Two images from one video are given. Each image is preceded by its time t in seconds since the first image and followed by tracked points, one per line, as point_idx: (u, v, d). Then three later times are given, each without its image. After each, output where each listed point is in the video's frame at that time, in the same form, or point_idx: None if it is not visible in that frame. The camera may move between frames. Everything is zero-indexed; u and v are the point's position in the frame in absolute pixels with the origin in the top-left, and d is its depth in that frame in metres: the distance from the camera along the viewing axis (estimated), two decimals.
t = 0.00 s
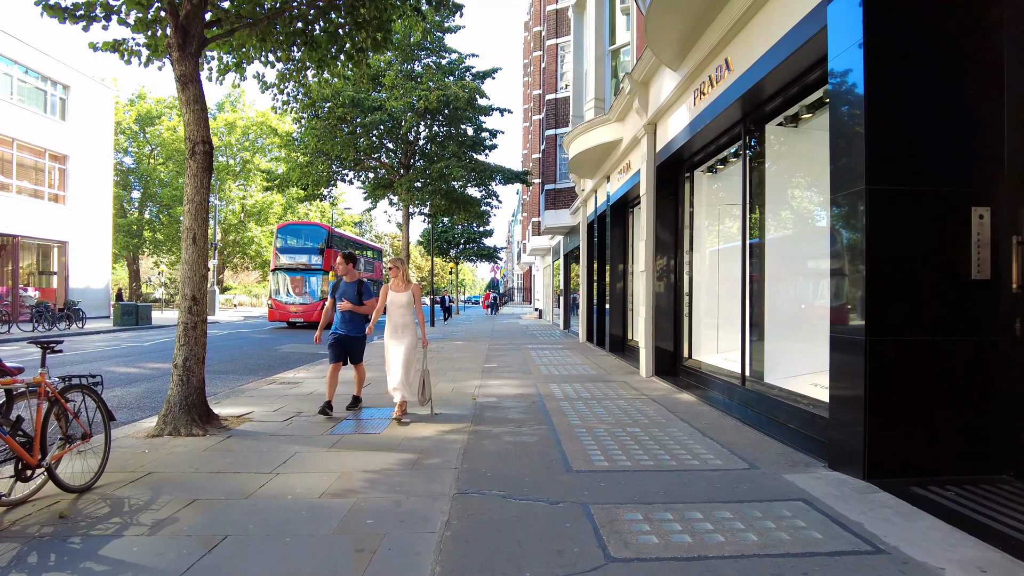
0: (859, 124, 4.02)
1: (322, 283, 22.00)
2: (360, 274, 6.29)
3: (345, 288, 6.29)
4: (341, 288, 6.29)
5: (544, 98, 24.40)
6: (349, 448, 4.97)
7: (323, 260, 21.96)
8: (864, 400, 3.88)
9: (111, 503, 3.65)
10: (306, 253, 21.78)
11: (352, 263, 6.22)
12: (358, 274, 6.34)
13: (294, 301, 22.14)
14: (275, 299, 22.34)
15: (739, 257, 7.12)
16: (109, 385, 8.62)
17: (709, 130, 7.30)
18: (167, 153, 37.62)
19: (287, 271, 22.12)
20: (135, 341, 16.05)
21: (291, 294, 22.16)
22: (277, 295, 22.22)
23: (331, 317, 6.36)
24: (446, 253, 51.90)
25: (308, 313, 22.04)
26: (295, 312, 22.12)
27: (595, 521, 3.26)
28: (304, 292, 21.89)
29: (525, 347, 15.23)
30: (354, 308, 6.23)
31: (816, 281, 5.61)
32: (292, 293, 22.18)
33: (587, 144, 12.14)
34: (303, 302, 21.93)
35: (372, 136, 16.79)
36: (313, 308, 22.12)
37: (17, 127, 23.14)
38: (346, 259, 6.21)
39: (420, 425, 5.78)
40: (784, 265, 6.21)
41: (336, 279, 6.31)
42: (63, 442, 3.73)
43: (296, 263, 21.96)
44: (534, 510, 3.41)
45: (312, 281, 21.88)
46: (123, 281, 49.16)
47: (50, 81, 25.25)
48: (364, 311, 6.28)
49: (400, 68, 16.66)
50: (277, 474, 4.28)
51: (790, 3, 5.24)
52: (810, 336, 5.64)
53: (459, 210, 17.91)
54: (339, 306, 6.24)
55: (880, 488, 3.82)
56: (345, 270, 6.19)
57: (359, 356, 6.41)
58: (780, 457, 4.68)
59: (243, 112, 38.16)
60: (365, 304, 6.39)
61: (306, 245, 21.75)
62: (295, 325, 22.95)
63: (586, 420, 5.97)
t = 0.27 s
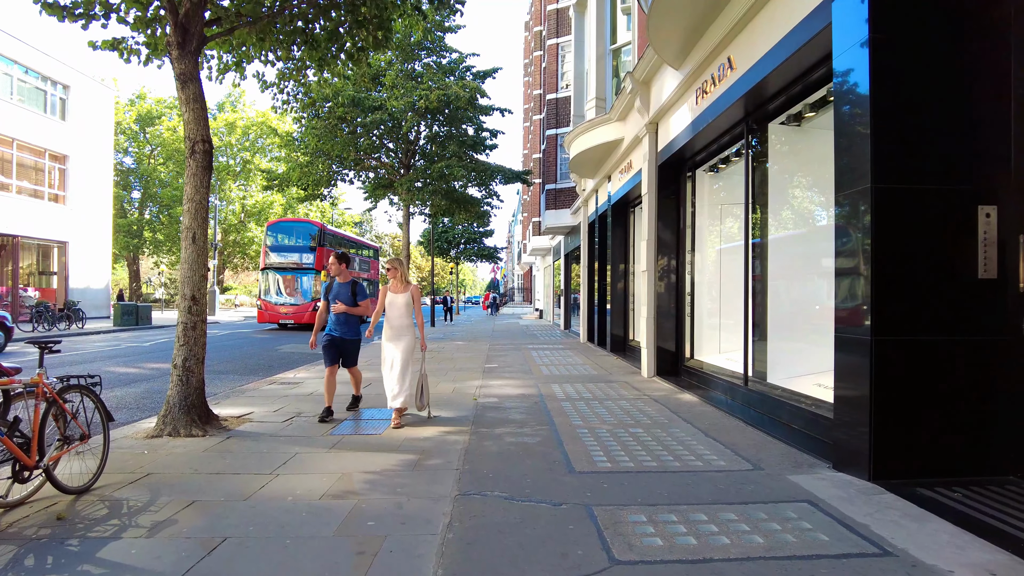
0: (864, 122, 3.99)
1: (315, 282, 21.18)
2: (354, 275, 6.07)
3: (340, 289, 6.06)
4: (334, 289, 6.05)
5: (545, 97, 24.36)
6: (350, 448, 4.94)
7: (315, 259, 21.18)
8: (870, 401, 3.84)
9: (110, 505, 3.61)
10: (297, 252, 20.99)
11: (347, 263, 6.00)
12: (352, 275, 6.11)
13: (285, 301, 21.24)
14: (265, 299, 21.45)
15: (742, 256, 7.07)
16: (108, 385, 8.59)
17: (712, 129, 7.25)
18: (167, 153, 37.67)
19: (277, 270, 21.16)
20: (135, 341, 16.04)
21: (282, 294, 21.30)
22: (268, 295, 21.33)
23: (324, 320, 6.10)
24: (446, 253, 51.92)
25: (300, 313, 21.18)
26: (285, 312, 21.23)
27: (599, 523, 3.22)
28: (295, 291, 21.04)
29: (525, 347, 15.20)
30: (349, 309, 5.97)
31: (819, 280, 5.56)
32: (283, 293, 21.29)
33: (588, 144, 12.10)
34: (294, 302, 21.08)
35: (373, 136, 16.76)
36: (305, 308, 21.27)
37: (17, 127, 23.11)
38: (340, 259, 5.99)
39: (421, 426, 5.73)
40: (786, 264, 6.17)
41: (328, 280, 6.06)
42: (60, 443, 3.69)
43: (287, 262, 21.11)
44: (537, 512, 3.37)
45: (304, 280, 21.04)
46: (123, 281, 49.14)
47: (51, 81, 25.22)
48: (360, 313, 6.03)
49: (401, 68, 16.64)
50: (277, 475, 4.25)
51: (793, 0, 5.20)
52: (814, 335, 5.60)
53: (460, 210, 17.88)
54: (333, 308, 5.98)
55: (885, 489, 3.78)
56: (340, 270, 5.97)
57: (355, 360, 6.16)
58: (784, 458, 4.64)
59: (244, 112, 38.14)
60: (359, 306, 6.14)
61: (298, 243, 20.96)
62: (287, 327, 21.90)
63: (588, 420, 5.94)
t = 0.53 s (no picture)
0: (868, 120, 3.96)
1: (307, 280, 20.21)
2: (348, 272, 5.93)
3: (334, 286, 5.87)
4: (329, 286, 5.86)
5: (545, 97, 24.35)
6: (350, 449, 4.90)
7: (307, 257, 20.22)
8: (875, 401, 3.81)
9: (108, 506, 3.58)
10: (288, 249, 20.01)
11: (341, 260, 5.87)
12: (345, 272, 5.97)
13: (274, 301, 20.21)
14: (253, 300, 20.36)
15: (744, 256, 7.03)
16: (107, 386, 8.55)
17: (714, 128, 7.22)
18: (167, 154, 37.71)
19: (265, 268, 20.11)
20: (135, 341, 16.03)
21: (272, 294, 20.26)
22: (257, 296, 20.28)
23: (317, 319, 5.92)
24: (447, 253, 51.91)
25: (291, 313, 20.19)
26: (275, 313, 20.19)
27: (601, 524, 3.19)
28: (286, 290, 20.01)
29: (526, 347, 15.17)
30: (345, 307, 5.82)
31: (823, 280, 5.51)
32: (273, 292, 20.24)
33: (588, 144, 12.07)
34: (285, 302, 20.08)
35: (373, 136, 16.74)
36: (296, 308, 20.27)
37: (17, 127, 23.08)
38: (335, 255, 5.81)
39: (422, 426, 5.70)
40: (789, 264, 6.14)
41: (322, 277, 5.87)
42: (59, 444, 3.66)
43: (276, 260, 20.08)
44: (539, 513, 3.34)
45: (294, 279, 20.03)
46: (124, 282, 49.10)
47: (51, 81, 25.22)
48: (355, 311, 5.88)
49: (401, 68, 16.63)
50: (277, 476, 4.22)
51: None
52: (818, 335, 5.57)
53: (460, 210, 17.87)
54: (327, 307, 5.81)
55: (891, 490, 3.75)
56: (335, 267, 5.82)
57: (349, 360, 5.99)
58: (788, 458, 4.61)
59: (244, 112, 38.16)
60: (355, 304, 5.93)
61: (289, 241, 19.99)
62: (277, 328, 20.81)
63: (590, 421, 5.91)
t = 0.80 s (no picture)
0: (871, 118, 3.94)
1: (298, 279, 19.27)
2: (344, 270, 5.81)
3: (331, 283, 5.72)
4: (325, 283, 5.71)
5: (545, 98, 24.35)
6: (349, 450, 4.88)
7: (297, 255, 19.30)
8: (878, 401, 3.79)
9: (106, 507, 3.56)
10: (279, 247, 19.12)
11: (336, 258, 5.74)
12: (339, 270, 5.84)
13: (263, 301, 19.22)
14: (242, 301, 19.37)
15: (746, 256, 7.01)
16: (105, 387, 8.51)
17: (715, 128, 7.21)
18: (167, 154, 37.73)
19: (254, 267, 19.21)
20: (135, 342, 16.02)
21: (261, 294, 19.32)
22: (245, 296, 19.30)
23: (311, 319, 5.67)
24: (447, 254, 51.91)
25: (280, 313, 19.19)
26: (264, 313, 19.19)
27: (603, 526, 3.16)
28: (275, 290, 19.05)
29: (527, 347, 15.17)
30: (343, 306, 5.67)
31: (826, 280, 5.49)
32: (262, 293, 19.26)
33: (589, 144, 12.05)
34: (274, 302, 19.10)
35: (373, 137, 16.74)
36: (286, 309, 19.29)
37: (17, 128, 23.04)
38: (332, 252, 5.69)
39: (422, 427, 5.68)
40: (791, 264, 6.11)
41: (319, 274, 5.73)
42: (57, 445, 3.64)
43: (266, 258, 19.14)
44: (540, 515, 3.32)
45: (285, 277, 19.11)
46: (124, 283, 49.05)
47: (51, 82, 25.20)
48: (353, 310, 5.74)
49: (401, 69, 16.62)
50: (277, 477, 4.19)
51: None
52: (821, 335, 5.54)
53: (461, 211, 17.86)
54: (324, 306, 5.61)
55: (895, 492, 3.72)
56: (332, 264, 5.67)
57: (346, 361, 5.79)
58: (790, 459, 4.59)
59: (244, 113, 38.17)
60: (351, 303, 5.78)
61: (280, 238, 19.10)
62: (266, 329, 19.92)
63: (591, 422, 5.88)
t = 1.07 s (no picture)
0: (875, 117, 3.91)
1: (287, 278, 18.49)
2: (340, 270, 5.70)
3: (327, 284, 5.59)
4: (322, 284, 5.59)
5: (546, 98, 24.34)
6: (349, 451, 4.85)
7: (286, 253, 18.52)
8: (882, 403, 3.76)
9: (105, 509, 3.53)
10: (267, 245, 18.34)
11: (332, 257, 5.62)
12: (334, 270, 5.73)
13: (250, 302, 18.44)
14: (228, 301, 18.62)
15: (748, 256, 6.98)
16: (104, 388, 8.47)
17: (716, 127, 7.18)
18: (167, 155, 37.75)
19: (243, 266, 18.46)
20: (135, 343, 15.99)
21: (249, 294, 18.57)
22: (231, 295, 18.54)
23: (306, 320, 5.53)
24: (447, 255, 51.89)
25: (268, 314, 18.41)
26: (251, 314, 18.44)
27: (606, 528, 3.14)
28: (264, 289, 18.29)
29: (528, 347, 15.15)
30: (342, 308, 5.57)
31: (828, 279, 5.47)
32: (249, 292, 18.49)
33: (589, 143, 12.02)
34: (262, 302, 18.35)
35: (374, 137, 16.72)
36: (273, 309, 18.50)
37: (17, 128, 23.02)
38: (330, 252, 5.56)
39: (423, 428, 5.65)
40: (793, 264, 6.08)
41: (315, 275, 5.61)
42: (55, 446, 3.61)
43: (254, 256, 18.36)
44: (542, 517, 3.29)
45: (274, 277, 18.34)
46: (124, 284, 48.98)
47: (51, 82, 25.19)
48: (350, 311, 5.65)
49: (401, 69, 16.61)
50: (277, 478, 4.17)
51: None
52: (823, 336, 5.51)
53: (461, 211, 17.85)
54: (323, 307, 5.49)
55: (900, 493, 3.69)
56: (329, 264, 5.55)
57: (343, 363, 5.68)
58: (793, 460, 4.56)
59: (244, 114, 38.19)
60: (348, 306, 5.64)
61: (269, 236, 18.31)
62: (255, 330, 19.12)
63: (592, 422, 5.85)
